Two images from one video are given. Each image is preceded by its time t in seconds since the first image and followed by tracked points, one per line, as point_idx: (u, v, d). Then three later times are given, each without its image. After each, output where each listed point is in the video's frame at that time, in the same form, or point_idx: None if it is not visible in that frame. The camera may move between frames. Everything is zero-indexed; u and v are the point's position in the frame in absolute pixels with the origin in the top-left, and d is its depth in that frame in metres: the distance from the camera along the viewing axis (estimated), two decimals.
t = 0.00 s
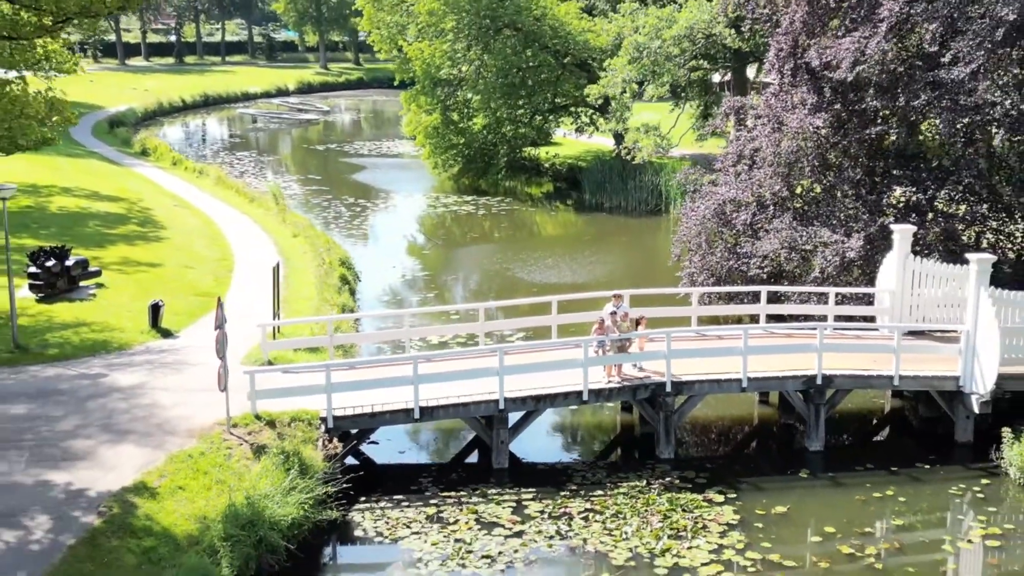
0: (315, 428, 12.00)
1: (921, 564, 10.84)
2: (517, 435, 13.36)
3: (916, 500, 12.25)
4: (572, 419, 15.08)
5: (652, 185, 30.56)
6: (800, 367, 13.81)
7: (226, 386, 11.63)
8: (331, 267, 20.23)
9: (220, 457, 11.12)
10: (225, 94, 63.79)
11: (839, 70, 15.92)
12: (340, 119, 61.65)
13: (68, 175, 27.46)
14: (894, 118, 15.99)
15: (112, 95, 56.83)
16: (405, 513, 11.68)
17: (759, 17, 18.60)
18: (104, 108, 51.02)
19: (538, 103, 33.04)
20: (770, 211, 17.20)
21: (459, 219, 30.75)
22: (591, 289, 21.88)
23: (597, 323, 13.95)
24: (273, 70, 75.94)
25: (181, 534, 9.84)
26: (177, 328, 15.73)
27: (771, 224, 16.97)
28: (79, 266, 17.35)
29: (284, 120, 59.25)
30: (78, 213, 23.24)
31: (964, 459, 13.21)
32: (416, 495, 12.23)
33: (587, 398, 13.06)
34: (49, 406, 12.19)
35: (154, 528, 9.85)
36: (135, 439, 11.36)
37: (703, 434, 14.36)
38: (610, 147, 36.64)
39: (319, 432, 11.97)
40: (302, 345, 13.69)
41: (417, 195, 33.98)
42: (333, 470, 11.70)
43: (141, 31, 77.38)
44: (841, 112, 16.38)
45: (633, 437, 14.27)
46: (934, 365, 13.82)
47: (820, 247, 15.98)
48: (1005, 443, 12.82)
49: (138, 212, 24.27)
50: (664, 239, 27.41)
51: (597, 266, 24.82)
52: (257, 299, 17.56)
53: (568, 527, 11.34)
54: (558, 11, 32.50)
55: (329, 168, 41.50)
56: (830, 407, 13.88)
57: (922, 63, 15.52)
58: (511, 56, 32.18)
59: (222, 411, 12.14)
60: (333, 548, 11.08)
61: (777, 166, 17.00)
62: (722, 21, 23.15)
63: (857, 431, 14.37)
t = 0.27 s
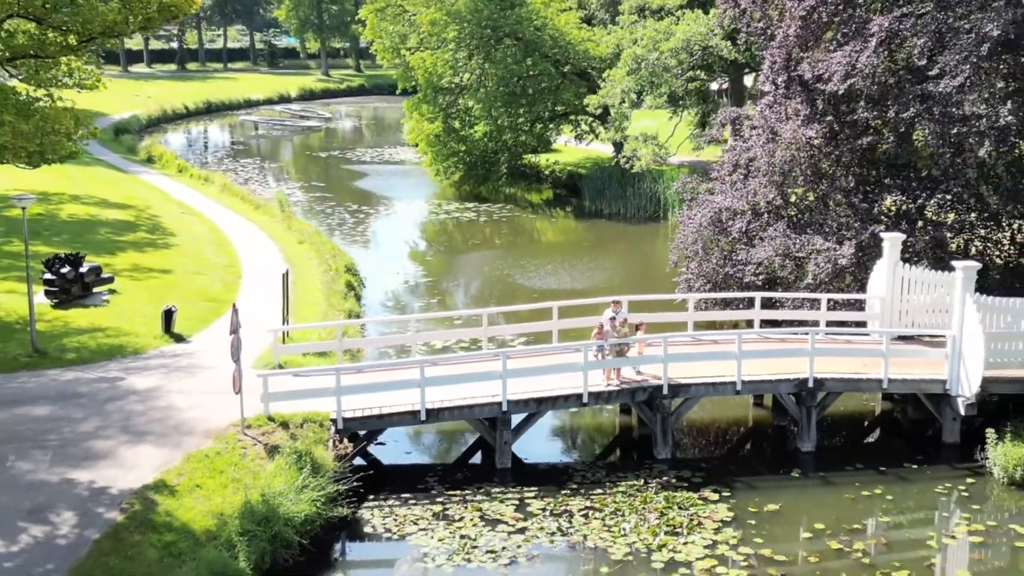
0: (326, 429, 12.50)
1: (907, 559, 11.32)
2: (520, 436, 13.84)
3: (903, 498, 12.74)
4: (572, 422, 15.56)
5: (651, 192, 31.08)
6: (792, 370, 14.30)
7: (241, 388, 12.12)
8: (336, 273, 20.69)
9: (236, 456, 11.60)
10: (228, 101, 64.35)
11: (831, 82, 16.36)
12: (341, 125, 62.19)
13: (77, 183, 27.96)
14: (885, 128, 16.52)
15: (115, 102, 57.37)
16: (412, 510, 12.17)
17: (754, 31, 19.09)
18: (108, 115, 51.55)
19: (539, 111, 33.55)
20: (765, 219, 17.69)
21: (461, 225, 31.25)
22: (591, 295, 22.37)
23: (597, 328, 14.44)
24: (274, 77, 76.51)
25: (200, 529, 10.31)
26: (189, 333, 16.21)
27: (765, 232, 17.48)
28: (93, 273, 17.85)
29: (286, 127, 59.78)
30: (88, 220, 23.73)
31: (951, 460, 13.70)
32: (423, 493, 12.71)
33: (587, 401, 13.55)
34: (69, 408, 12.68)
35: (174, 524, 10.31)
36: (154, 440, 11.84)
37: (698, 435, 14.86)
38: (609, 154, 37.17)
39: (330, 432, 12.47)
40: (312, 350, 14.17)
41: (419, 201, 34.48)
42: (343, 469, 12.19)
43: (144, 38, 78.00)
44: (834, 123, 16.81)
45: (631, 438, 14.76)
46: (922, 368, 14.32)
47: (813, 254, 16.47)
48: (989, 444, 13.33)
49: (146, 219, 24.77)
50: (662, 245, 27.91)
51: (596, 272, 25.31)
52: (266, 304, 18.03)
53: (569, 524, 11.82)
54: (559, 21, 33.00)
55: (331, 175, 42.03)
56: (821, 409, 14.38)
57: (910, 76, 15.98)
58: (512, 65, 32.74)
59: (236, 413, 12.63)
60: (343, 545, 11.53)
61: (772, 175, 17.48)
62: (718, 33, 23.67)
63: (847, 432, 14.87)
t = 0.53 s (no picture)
0: (338, 425, 13.03)
1: (894, 550, 11.82)
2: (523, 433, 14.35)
3: (892, 492, 13.24)
4: (574, 421, 16.06)
5: (652, 195, 31.58)
6: (786, 369, 14.80)
7: (256, 386, 12.65)
8: (344, 275, 21.19)
9: (252, 451, 12.12)
10: (233, 104, 64.94)
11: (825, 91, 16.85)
12: (346, 128, 62.72)
13: (89, 186, 28.52)
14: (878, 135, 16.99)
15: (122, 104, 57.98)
16: (420, 503, 12.68)
17: (752, 40, 19.59)
18: (115, 118, 52.12)
19: (541, 115, 34.10)
20: (762, 222, 18.20)
21: (465, 228, 31.76)
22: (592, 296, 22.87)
23: (598, 328, 14.95)
24: (278, 80, 77.08)
25: (219, 520, 10.81)
26: (203, 333, 16.73)
27: (762, 235, 18.00)
28: (108, 275, 18.37)
29: (291, 130, 60.34)
30: (101, 223, 24.26)
31: (940, 456, 14.20)
32: (431, 487, 13.22)
33: (588, 399, 14.06)
34: (91, 405, 13.20)
35: (194, 515, 10.82)
36: (173, 436, 12.36)
37: (696, 432, 15.37)
38: (611, 157, 37.65)
39: (341, 428, 13.00)
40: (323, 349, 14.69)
41: (423, 204, 34.99)
42: (354, 464, 12.71)
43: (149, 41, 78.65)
44: (828, 130, 17.30)
45: (631, 435, 15.27)
46: (912, 368, 14.82)
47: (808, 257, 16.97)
48: (976, 441, 13.82)
49: (158, 222, 25.30)
50: (663, 248, 28.40)
51: (597, 274, 25.81)
52: (276, 305, 18.53)
53: (571, 516, 12.32)
54: (561, 26, 33.85)
55: (336, 178, 42.57)
56: (814, 407, 14.90)
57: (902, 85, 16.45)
58: (515, 69, 33.36)
59: (251, 410, 13.16)
60: (353, 536, 12.02)
61: (768, 180, 18.00)
62: (717, 41, 24.20)
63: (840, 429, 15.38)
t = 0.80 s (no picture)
0: (348, 425, 13.57)
1: (883, 544, 12.32)
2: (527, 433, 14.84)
3: (883, 490, 13.73)
4: (575, 421, 16.56)
5: (653, 200, 32.08)
6: (781, 371, 15.31)
7: (271, 387, 13.18)
8: (351, 279, 21.68)
9: (267, 449, 12.62)
10: (238, 108, 65.52)
11: (820, 101, 17.34)
12: (350, 132, 63.27)
13: (99, 191, 29.05)
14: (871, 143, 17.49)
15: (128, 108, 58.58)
16: (428, 499, 13.19)
17: (750, 51, 20.14)
18: (122, 123, 52.70)
19: (544, 121, 34.61)
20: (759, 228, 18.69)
21: (468, 232, 32.27)
22: (594, 300, 23.35)
23: (599, 331, 15.48)
24: (283, 84, 77.67)
25: (237, 514, 11.32)
26: (216, 336, 17.24)
27: (759, 240, 18.47)
28: (123, 279, 18.88)
29: (295, 134, 60.90)
30: (112, 228, 24.78)
31: (930, 455, 14.70)
32: (438, 484, 13.73)
33: (590, 399, 14.58)
34: (110, 405, 13.70)
35: (212, 510, 11.31)
36: (190, 435, 12.86)
37: (694, 432, 15.87)
38: (612, 162, 38.16)
39: (352, 428, 13.53)
40: (333, 351, 15.20)
41: (427, 209, 35.51)
42: (364, 462, 13.22)
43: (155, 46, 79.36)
44: (823, 139, 17.81)
45: (631, 435, 15.77)
46: (903, 370, 15.32)
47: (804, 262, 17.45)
48: (964, 440, 14.33)
49: (168, 226, 25.83)
50: (663, 252, 28.89)
51: (597, 278, 26.31)
52: (287, 309, 19.03)
53: (573, 512, 12.83)
54: (563, 34, 34.43)
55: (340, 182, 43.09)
56: (808, 408, 15.40)
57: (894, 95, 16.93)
58: (518, 76, 33.94)
59: (265, 410, 13.67)
60: (364, 532, 12.50)
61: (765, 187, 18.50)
62: (716, 50, 24.71)
63: (833, 429, 15.87)
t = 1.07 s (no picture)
0: (359, 425, 14.09)
1: (873, 540, 12.82)
2: (531, 433, 15.34)
3: (874, 488, 14.24)
4: (577, 423, 17.04)
5: (653, 206, 32.59)
6: (777, 374, 15.81)
7: (284, 388, 13.70)
8: (359, 284, 22.19)
9: (281, 448, 13.15)
10: (243, 114, 66.14)
11: (815, 111, 17.84)
12: (354, 138, 63.82)
13: (110, 198, 29.62)
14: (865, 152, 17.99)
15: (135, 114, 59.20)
16: (436, 497, 13.71)
17: (748, 62, 20.66)
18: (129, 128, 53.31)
19: (547, 128, 35.17)
20: (757, 234, 19.19)
21: (472, 237, 32.79)
22: (596, 305, 23.83)
23: (601, 335, 16.00)
24: (287, 90, 78.32)
25: (254, 509, 11.83)
26: (228, 339, 17.76)
27: (756, 246, 18.98)
28: (137, 284, 19.40)
29: (300, 140, 61.48)
30: (124, 233, 25.33)
31: (920, 455, 15.21)
32: (445, 482, 14.25)
33: (592, 401, 15.09)
34: (129, 406, 14.21)
35: (230, 505, 11.82)
36: (207, 434, 13.38)
37: (693, 433, 16.38)
38: (614, 168, 38.67)
39: (362, 427, 14.06)
40: (343, 354, 15.71)
41: (432, 214, 36.04)
42: (374, 460, 13.75)
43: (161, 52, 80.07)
44: (818, 148, 18.32)
45: (632, 436, 16.28)
46: (895, 372, 15.83)
47: (799, 268, 17.95)
48: (953, 440, 14.85)
49: (179, 232, 26.37)
50: (663, 257, 29.38)
51: (599, 283, 26.79)
52: (297, 314, 19.54)
53: (575, 509, 13.34)
54: (565, 43, 35.02)
55: (345, 188, 43.64)
56: (803, 409, 15.91)
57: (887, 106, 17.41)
58: (521, 84, 34.57)
59: (279, 410, 14.20)
60: (374, 529, 13.01)
61: (762, 195, 19.02)
62: (714, 60, 25.25)
63: (828, 430, 16.37)
